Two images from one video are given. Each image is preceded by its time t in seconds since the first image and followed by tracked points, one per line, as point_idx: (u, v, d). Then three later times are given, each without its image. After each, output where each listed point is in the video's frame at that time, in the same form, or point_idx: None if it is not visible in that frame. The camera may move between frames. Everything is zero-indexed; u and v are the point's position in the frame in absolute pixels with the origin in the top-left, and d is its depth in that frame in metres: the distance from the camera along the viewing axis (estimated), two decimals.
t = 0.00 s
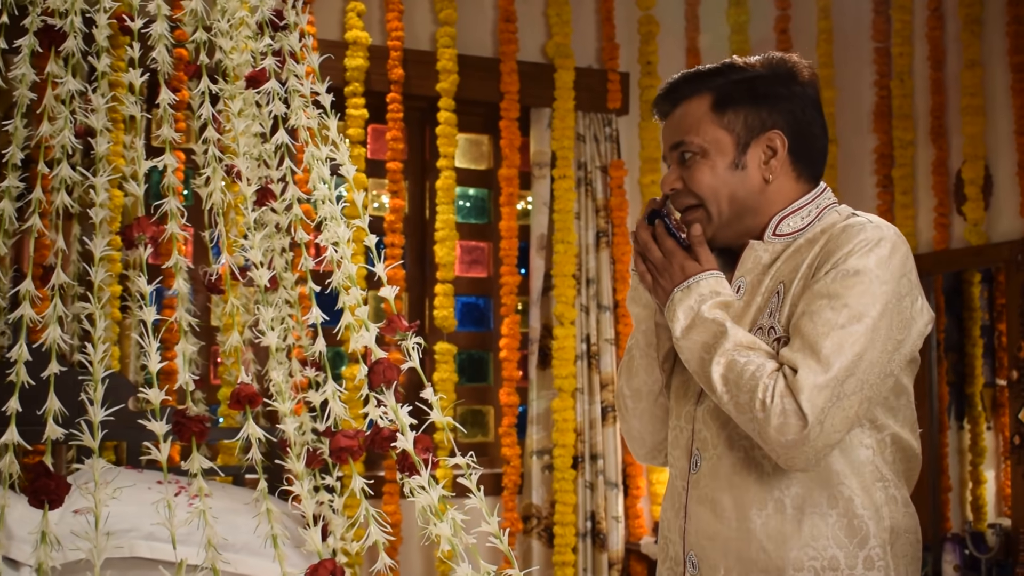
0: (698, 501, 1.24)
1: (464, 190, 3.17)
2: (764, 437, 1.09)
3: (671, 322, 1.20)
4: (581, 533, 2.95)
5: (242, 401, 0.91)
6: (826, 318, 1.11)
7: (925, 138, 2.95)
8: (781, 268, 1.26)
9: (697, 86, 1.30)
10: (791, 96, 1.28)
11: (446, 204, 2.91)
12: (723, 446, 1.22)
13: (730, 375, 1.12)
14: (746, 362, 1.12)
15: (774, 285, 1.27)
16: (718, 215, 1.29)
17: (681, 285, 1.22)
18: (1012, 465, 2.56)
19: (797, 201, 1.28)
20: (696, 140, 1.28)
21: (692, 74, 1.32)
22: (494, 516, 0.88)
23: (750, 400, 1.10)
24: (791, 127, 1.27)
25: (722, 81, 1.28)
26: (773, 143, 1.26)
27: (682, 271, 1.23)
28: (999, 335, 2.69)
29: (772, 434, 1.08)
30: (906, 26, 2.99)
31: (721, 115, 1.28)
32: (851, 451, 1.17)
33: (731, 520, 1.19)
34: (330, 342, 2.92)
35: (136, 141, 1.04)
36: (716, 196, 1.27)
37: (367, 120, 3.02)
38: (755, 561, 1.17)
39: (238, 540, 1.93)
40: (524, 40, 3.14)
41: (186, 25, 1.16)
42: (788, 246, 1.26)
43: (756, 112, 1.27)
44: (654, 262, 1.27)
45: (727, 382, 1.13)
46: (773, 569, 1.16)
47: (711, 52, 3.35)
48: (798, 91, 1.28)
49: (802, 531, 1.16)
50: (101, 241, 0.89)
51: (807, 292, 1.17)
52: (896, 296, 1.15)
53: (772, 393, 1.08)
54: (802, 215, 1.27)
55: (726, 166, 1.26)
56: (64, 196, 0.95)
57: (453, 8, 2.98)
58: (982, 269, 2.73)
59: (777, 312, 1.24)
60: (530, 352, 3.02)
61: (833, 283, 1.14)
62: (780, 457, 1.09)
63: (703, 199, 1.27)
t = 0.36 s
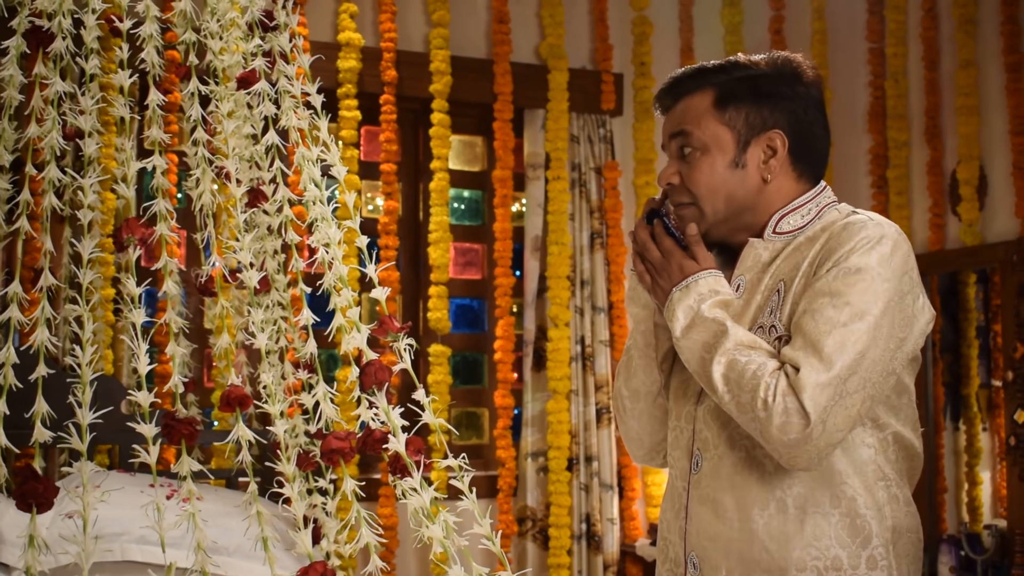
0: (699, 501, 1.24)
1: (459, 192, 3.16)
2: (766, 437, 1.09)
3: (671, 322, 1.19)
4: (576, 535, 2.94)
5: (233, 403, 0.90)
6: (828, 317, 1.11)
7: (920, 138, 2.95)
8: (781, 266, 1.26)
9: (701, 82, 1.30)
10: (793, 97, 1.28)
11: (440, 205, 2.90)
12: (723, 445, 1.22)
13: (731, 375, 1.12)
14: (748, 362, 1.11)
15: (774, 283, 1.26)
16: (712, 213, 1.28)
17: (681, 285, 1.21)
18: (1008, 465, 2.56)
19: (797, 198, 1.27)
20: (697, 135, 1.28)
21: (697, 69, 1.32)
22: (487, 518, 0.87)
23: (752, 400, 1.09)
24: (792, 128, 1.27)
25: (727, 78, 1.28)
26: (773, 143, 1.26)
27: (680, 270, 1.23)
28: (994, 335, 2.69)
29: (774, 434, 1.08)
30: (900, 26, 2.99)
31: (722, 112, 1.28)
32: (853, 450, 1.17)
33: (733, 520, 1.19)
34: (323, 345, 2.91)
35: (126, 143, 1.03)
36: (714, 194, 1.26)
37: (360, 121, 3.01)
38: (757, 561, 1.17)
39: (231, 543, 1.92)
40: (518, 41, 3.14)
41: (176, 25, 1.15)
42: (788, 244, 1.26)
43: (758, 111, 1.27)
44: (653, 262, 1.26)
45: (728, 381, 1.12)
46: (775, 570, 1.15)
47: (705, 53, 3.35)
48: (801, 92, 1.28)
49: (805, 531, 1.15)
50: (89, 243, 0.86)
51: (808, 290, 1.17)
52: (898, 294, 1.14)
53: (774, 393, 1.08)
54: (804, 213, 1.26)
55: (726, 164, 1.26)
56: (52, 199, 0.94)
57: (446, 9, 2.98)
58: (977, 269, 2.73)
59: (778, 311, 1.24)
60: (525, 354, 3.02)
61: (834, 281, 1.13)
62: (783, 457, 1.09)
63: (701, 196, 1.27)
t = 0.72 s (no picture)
0: (698, 498, 1.24)
1: (459, 190, 3.16)
2: (760, 431, 1.09)
3: (670, 318, 1.19)
4: (577, 533, 2.94)
5: (233, 401, 0.89)
6: (820, 311, 1.11)
7: (921, 135, 2.95)
8: (778, 262, 1.26)
9: (700, 76, 1.30)
10: (793, 91, 1.28)
11: (440, 204, 2.90)
12: (722, 442, 1.22)
13: (727, 370, 1.12)
14: (743, 357, 1.11)
15: (771, 279, 1.26)
16: (708, 206, 1.27)
17: (678, 281, 1.21)
18: (1010, 463, 2.56)
19: (794, 194, 1.27)
20: (694, 127, 1.28)
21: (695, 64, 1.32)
22: (488, 516, 0.87)
23: (745, 394, 1.09)
24: (789, 121, 1.27)
25: (726, 72, 1.28)
26: (770, 137, 1.25)
27: (678, 267, 1.22)
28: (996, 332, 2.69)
29: (767, 429, 1.08)
30: (901, 23, 2.99)
31: (720, 105, 1.27)
32: (854, 445, 1.17)
33: (733, 517, 1.19)
34: (323, 344, 2.91)
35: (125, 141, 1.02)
36: (711, 185, 1.26)
37: (360, 119, 3.01)
38: (756, 557, 1.17)
39: (233, 542, 1.92)
40: (518, 38, 3.13)
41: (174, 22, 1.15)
42: (785, 239, 1.26)
43: (756, 104, 1.27)
44: (652, 259, 1.26)
45: (723, 376, 1.12)
46: (775, 566, 1.16)
47: (705, 50, 3.34)
48: (800, 87, 1.28)
49: (805, 527, 1.15)
50: (89, 242, 0.86)
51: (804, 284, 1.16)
52: (894, 287, 1.14)
53: (767, 387, 1.08)
54: (800, 208, 1.26)
55: (723, 157, 1.26)
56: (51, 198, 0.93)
57: (446, 7, 2.97)
58: (978, 266, 2.73)
59: (775, 307, 1.23)
60: (526, 352, 3.01)
61: (828, 276, 1.13)
62: (777, 452, 1.09)
63: (698, 188, 1.27)
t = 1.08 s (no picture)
0: (700, 492, 1.23)
1: (462, 185, 3.15)
2: (777, 420, 1.07)
3: (672, 311, 1.18)
4: (580, 530, 2.94)
5: (236, 397, 0.89)
6: (823, 296, 1.10)
7: (924, 130, 2.94)
8: (774, 252, 1.24)
9: (710, 67, 1.31)
10: (798, 91, 1.31)
11: (442, 199, 2.89)
12: (726, 434, 1.21)
13: (737, 359, 1.10)
14: (752, 346, 1.10)
15: (768, 270, 1.24)
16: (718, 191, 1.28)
17: (680, 271, 1.20)
18: (1014, 459, 2.55)
19: (787, 187, 1.27)
20: (703, 115, 1.29)
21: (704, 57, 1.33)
22: (492, 511, 0.87)
23: (760, 383, 1.08)
24: (795, 118, 1.29)
25: (735, 66, 1.30)
26: (779, 131, 1.27)
27: (679, 258, 1.21)
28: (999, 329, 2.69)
29: (784, 416, 1.07)
30: (904, 18, 2.98)
31: (730, 96, 1.29)
32: (857, 438, 1.17)
33: (736, 509, 1.18)
34: (326, 340, 2.91)
35: (127, 136, 1.02)
36: (717, 172, 1.27)
37: (362, 115, 3.00)
38: (763, 548, 1.16)
39: (235, 539, 1.93)
40: (520, 34, 3.13)
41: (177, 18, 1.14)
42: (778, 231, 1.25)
43: (764, 98, 1.29)
44: (650, 251, 1.24)
45: (734, 366, 1.11)
46: (782, 556, 1.14)
47: (708, 45, 3.33)
48: (804, 88, 1.31)
49: (809, 515, 1.14)
50: (90, 237, 0.85)
51: (803, 271, 1.16)
52: (893, 269, 1.14)
53: (781, 374, 1.07)
54: (795, 201, 1.26)
55: (732, 144, 1.27)
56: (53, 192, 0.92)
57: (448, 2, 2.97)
58: (982, 262, 2.72)
59: (773, 297, 1.22)
60: (529, 348, 3.01)
61: (827, 260, 1.13)
62: (794, 439, 1.08)
63: (704, 173, 1.27)
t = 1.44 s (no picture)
0: (697, 476, 1.22)
1: (463, 186, 3.15)
2: (806, 405, 1.07)
3: (683, 294, 1.17)
4: (581, 532, 2.93)
5: (236, 400, 0.88)
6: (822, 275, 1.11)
7: (926, 132, 2.94)
8: (761, 238, 1.26)
9: (723, 65, 1.30)
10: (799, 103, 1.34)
11: (444, 200, 2.89)
12: (723, 419, 1.20)
13: (759, 345, 1.09)
14: (773, 331, 1.09)
15: (757, 256, 1.26)
16: (732, 182, 1.28)
17: (685, 251, 1.20)
18: (1016, 461, 2.55)
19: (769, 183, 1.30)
20: (721, 112, 1.27)
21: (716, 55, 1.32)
22: (492, 515, 0.86)
23: (787, 369, 1.07)
24: (797, 130, 1.32)
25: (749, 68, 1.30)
26: (784, 140, 1.30)
27: (683, 236, 1.22)
28: (1001, 330, 2.68)
29: (815, 401, 1.06)
30: (907, 19, 2.98)
31: (744, 96, 1.29)
32: (859, 435, 1.17)
33: (739, 494, 1.17)
34: (326, 341, 2.90)
35: (127, 137, 1.01)
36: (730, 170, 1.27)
37: (364, 116, 3.00)
38: (768, 530, 1.15)
39: (235, 541, 1.92)
40: (522, 35, 3.13)
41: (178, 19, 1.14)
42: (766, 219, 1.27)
43: (774, 104, 1.30)
44: (650, 228, 1.25)
45: (755, 353, 1.10)
46: (785, 535, 1.14)
47: (710, 46, 3.33)
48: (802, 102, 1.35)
49: (812, 494, 1.13)
50: (90, 238, 0.85)
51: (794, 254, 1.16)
52: (877, 240, 1.16)
53: (810, 359, 1.06)
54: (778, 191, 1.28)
55: (747, 146, 1.27)
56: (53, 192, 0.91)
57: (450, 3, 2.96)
58: (984, 263, 2.72)
59: (765, 281, 1.23)
60: (530, 350, 3.01)
61: (819, 238, 1.13)
62: (820, 422, 1.08)
63: (717, 169, 1.27)
